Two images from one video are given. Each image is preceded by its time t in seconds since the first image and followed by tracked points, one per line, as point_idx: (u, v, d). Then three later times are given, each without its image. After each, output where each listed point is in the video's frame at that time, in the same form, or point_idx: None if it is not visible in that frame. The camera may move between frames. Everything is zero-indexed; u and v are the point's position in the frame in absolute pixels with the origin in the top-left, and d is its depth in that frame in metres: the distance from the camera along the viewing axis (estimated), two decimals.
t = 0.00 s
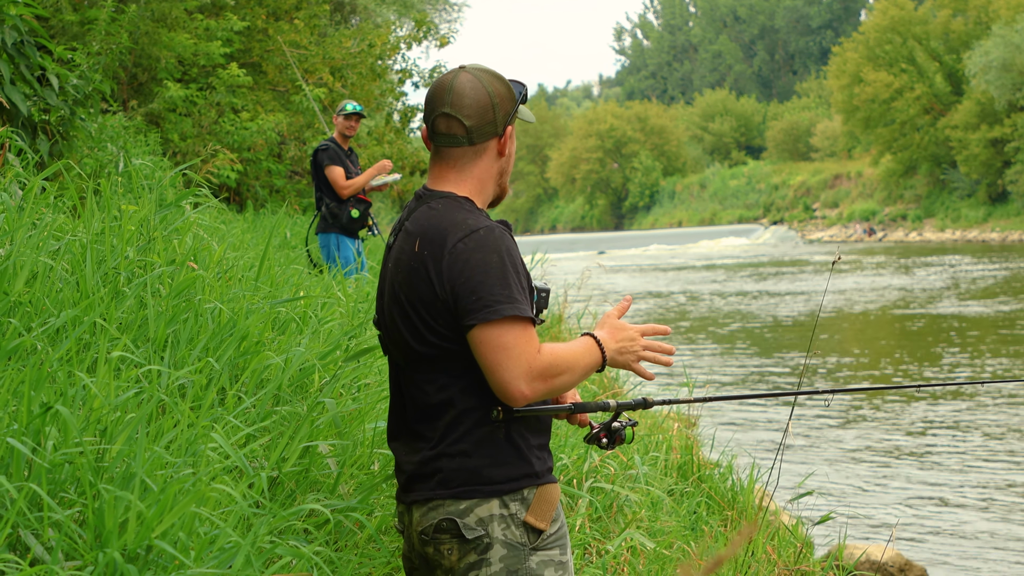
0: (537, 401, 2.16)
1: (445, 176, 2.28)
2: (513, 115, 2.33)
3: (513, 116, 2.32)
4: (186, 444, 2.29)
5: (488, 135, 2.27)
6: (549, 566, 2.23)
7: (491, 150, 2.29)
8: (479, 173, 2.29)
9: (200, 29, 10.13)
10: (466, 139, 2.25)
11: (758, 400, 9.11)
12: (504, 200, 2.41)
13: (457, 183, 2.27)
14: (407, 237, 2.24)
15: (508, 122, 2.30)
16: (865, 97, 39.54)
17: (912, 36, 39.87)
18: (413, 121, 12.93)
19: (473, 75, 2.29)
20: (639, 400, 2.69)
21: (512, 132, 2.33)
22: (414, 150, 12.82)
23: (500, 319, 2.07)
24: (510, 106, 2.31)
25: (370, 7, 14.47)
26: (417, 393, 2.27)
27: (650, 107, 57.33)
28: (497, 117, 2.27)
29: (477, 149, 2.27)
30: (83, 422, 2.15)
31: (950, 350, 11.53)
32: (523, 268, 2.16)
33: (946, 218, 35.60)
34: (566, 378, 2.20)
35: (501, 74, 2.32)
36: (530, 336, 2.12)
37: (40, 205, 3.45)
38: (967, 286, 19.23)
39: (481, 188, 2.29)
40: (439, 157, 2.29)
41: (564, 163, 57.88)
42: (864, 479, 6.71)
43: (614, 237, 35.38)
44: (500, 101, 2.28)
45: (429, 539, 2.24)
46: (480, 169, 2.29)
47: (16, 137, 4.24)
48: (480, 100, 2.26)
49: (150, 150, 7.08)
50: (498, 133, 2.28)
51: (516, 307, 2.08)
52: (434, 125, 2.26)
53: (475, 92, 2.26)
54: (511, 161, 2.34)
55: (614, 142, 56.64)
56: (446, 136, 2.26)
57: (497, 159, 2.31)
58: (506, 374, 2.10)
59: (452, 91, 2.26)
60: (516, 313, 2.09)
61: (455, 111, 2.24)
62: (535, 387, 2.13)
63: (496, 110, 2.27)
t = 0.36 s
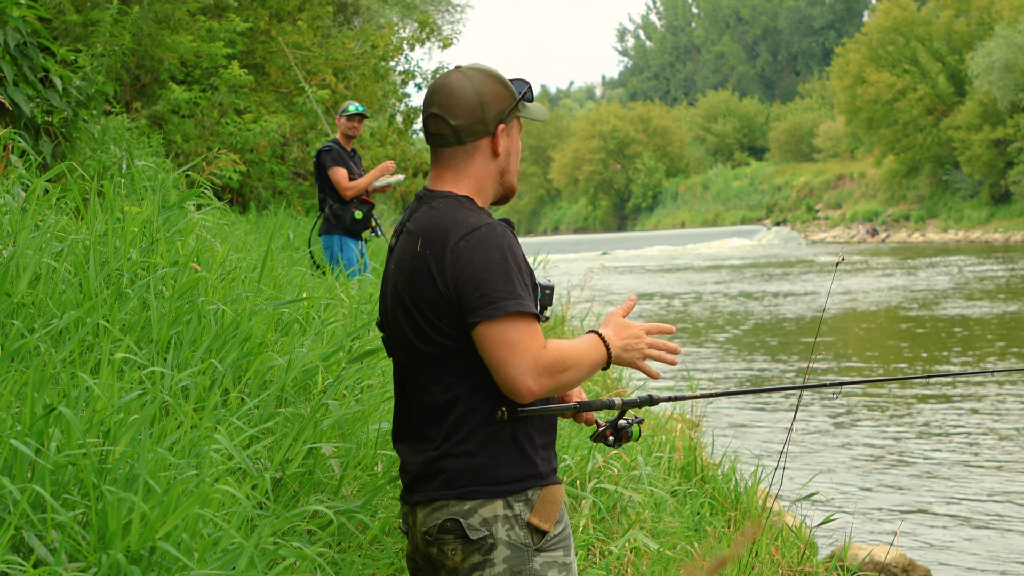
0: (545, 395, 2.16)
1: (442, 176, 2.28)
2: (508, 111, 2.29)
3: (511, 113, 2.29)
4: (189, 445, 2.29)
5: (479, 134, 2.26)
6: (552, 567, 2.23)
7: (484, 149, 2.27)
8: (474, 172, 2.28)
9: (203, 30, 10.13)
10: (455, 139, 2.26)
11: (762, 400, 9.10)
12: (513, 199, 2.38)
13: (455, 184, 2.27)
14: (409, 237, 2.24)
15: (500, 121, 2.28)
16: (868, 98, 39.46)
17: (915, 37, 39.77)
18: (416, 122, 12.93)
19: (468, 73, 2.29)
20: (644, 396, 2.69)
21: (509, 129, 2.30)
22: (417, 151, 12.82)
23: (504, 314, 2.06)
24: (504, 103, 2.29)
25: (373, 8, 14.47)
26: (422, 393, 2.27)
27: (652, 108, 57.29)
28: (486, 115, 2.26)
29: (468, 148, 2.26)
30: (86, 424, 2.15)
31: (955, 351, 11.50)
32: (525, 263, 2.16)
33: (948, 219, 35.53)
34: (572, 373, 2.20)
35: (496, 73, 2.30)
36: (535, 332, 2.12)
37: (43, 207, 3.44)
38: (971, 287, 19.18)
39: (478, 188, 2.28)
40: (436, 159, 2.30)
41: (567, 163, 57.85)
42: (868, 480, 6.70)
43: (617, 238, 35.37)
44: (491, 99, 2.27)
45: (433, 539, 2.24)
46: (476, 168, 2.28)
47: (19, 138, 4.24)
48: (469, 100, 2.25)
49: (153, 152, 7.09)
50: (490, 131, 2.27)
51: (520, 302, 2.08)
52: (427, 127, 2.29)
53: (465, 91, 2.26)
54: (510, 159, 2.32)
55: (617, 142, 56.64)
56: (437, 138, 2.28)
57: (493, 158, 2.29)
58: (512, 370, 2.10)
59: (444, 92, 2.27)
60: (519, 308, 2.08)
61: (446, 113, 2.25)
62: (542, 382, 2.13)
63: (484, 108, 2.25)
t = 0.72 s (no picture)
0: (560, 364, 2.11)
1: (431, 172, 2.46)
2: (465, 107, 2.32)
3: (465, 109, 2.32)
4: (189, 444, 2.29)
5: (432, 133, 2.37)
6: (542, 567, 2.22)
7: (442, 147, 2.36)
8: (438, 169, 2.38)
9: (202, 30, 10.12)
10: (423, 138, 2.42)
11: (761, 400, 9.10)
12: (509, 194, 2.36)
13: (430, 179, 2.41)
14: (395, 242, 2.28)
15: (452, 116, 2.34)
16: (868, 97, 39.44)
17: (914, 37, 39.80)
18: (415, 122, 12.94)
19: (447, 73, 2.39)
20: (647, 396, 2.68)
21: (471, 124, 2.32)
22: (416, 151, 12.83)
23: (485, 304, 2.05)
24: (456, 99, 2.32)
25: (372, 8, 14.47)
26: (413, 392, 2.28)
27: (652, 108, 57.31)
28: (437, 114, 2.35)
29: (433, 146, 2.39)
30: (86, 423, 2.15)
31: (954, 351, 11.50)
32: (509, 253, 2.14)
33: (948, 218, 35.53)
34: (584, 333, 2.17)
35: (464, 68, 2.34)
36: (531, 304, 2.08)
37: (43, 207, 3.44)
38: (970, 287, 19.20)
39: (450, 187, 2.36)
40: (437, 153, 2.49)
41: (567, 163, 57.86)
42: (869, 479, 6.70)
43: (616, 238, 35.35)
44: (444, 98, 2.34)
45: (424, 537, 2.25)
46: (444, 166, 2.37)
47: (17, 138, 4.24)
48: (428, 101, 2.39)
49: (152, 152, 7.09)
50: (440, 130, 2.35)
51: (502, 288, 2.06)
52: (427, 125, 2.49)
53: (432, 92, 2.39)
54: (474, 155, 2.33)
55: (616, 142, 56.65)
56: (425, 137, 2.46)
57: (454, 154, 2.35)
58: (517, 340, 2.05)
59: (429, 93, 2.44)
60: (506, 290, 2.06)
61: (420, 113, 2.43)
62: (553, 346, 2.09)
63: (435, 107, 2.35)
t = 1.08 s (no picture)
0: (515, 381, 2.05)
1: (447, 176, 2.31)
2: (518, 114, 2.28)
3: (519, 117, 2.28)
4: (191, 445, 2.29)
5: (482, 137, 2.26)
6: (544, 567, 2.22)
7: (490, 152, 2.28)
8: (478, 175, 2.29)
9: (203, 30, 10.12)
10: (459, 141, 2.27)
11: (762, 400, 9.10)
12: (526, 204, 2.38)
13: (457, 185, 2.29)
14: (401, 238, 2.28)
15: (507, 124, 2.27)
16: (868, 97, 39.40)
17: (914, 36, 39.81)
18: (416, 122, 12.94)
19: (479, 76, 2.29)
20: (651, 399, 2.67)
21: (518, 132, 2.29)
22: (417, 151, 12.83)
23: (462, 312, 2.03)
24: (513, 105, 2.27)
25: (373, 8, 14.47)
26: (416, 392, 2.29)
27: (652, 108, 57.33)
28: (492, 118, 2.26)
29: (474, 150, 2.27)
30: (89, 424, 2.15)
31: (955, 350, 11.51)
32: (500, 262, 2.09)
33: (948, 217, 35.52)
34: (542, 351, 2.04)
35: (505, 74, 2.29)
36: (500, 317, 2.03)
37: (44, 207, 3.44)
38: (970, 286, 19.20)
39: (480, 193, 2.29)
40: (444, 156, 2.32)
41: (567, 163, 57.89)
42: (869, 478, 6.70)
43: (617, 238, 35.36)
44: (497, 103, 2.26)
45: (426, 537, 2.26)
46: (480, 170, 2.28)
47: (18, 138, 4.24)
48: (476, 102, 2.26)
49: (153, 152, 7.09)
50: (494, 135, 2.27)
51: (483, 297, 2.03)
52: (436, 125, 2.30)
53: (472, 93, 2.26)
54: (516, 163, 2.31)
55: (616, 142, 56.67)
56: (445, 138, 2.30)
57: (500, 160, 2.29)
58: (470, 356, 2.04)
59: (452, 92, 2.28)
60: (486, 301, 2.03)
61: (453, 112, 2.26)
62: (504, 364, 2.03)
63: (489, 111, 2.26)
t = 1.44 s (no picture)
0: (544, 404, 2.12)
1: (463, 178, 2.29)
2: (533, 121, 2.35)
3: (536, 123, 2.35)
4: (192, 447, 2.29)
5: (511, 141, 2.28)
6: (559, 568, 2.23)
7: (513, 156, 2.31)
8: (499, 177, 2.29)
9: (203, 32, 10.12)
10: (491, 144, 2.26)
11: (763, 402, 9.09)
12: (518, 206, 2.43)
13: (477, 186, 2.28)
14: (421, 236, 2.25)
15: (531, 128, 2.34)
16: (867, 99, 39.40)
17: (914, 38, 39.84)
18: (416, 124, 12.94)
19: (496, 81, 2.29)
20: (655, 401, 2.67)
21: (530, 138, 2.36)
22: (416, 153, 12.84)
23: (506, 319, 2.06)
24: (532, 112, 2.33)
25: (373, 10, 14.49)
26: (429, 395, 2.28)
27: (651, 110, 57.35)
28: (521, 123, 2.29)
29: (500, 154, 2.28)
30: (90, 427, 2.15)
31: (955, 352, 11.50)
32: (536, 271, 2.14)
33: (947, 219, 35.52)
34: (577, 380, 2.13)
35: (522, 81, 2.34)
36: (538, 336, 2.10)
37: (45, 209, 3.45)
38: (970, 288, 19.20)
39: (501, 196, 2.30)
40: (459, 159, 2.29)
41: (567, 165, 57.89)
42: (870, 480, 6.71)
43: (616, 240, 35.36)
44: (523, 108, 2.30)
45: (440, 540, 2.25)
46: (501, 174, 2.30)
47: (19, 141, 4.25)
48: (505, 107, 2.26)
49: (153, 153, 7.09)
50: (520, 140, 2.30)
51: (527, 307, 2.07)
52: (458, 130, 2.26)
53: (499, 98, 2.27)
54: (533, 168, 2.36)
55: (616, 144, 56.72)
56: (470, 142, 2.26)
57: (517, 165, 2.33)
58: (509, 371, 2.08)
59: (477, 97, 2.26)
60: (529, 311, 2.07)
61: (481, 117, 2.24)
62: (541, 387, 2.09)
63: (519, 117, 2.29)
